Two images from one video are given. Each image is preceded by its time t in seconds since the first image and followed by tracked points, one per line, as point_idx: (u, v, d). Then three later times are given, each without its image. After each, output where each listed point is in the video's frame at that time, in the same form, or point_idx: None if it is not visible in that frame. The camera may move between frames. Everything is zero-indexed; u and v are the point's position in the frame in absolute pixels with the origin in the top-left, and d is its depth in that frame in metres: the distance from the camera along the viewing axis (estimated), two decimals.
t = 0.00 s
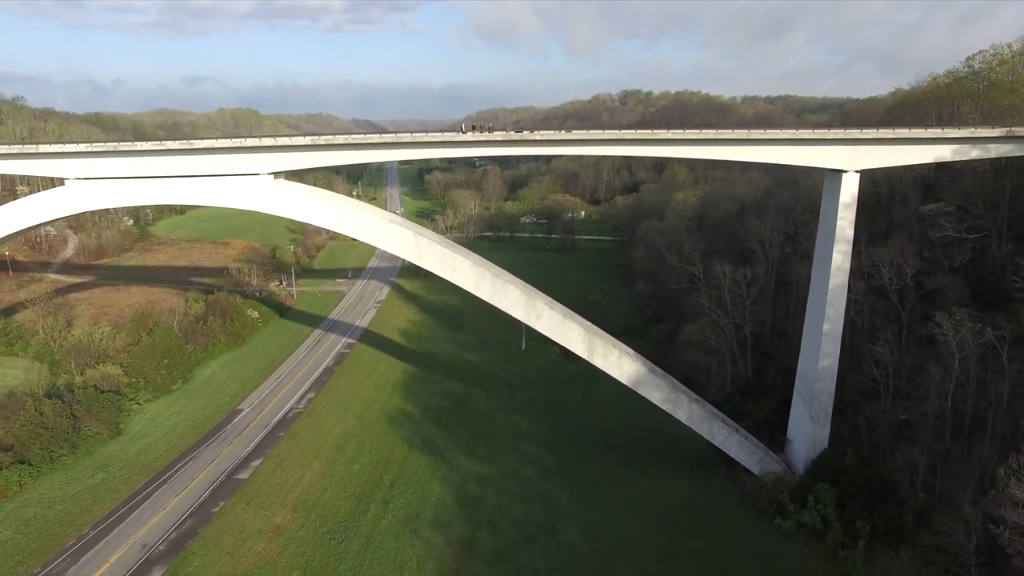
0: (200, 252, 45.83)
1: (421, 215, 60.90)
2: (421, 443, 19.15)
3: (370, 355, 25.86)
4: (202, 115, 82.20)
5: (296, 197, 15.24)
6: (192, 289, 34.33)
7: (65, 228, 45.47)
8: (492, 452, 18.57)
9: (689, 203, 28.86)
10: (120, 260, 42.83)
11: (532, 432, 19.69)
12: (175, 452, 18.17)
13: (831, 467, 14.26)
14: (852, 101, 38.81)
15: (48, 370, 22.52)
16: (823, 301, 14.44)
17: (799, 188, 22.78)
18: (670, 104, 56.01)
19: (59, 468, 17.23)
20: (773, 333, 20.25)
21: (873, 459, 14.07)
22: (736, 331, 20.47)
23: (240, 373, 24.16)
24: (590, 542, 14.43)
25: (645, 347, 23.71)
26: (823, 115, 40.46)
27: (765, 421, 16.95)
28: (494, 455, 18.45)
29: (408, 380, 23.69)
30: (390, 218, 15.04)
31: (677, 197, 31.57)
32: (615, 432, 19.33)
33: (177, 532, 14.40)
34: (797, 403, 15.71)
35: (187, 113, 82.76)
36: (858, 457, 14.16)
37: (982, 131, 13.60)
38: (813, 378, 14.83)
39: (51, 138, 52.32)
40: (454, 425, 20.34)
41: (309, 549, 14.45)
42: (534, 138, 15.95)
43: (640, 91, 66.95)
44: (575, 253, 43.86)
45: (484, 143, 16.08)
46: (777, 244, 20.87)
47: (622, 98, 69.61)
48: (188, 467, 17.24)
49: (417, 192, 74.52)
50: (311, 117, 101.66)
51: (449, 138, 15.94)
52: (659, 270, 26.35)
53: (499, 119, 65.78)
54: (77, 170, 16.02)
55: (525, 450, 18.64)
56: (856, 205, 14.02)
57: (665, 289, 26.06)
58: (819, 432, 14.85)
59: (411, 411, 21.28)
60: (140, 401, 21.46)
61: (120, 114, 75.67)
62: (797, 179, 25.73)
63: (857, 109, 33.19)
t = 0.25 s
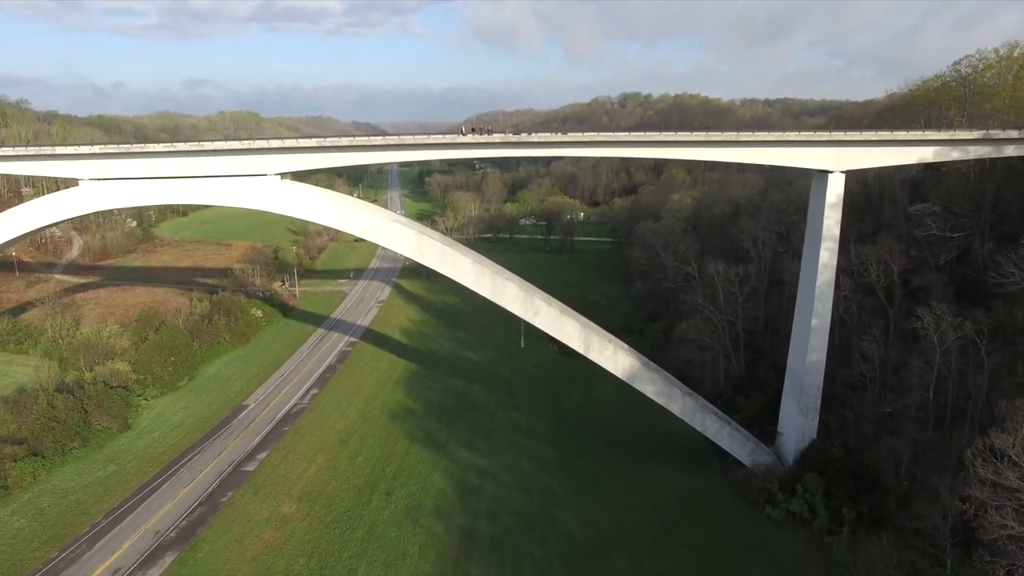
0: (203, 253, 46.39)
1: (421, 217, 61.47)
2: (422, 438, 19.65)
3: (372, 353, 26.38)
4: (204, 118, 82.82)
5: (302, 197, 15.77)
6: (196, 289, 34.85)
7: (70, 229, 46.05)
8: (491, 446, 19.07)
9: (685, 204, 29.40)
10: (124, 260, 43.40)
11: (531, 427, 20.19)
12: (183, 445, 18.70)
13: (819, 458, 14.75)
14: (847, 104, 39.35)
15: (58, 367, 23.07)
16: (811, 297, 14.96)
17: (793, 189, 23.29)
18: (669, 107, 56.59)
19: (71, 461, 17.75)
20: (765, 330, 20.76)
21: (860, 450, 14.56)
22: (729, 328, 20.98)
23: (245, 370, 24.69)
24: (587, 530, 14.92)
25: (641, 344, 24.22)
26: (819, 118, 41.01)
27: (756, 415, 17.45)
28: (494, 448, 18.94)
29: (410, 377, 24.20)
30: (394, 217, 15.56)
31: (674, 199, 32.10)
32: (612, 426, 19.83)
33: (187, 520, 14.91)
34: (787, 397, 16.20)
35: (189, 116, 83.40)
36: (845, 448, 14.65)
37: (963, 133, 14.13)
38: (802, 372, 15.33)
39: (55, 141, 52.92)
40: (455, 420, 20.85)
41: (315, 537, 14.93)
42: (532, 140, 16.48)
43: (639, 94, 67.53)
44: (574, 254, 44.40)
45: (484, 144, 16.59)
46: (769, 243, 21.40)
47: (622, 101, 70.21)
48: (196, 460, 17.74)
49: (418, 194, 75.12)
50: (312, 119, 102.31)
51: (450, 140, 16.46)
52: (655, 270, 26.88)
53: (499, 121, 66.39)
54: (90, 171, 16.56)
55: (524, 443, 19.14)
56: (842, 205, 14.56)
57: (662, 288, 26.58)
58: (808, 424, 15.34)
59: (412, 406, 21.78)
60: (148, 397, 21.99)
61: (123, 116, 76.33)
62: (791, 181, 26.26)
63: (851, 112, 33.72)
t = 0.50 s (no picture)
0: (206, 253, 46.90)
1: (421, 218, 62.00)
2: (423, 431, 20.16)
3: (373, 350, 26.90)
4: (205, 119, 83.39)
5: (307, 196, 16.30)
6: (200, 288, 35.36)
7: (74, 230, 46.57)
8: (491, 439, 19.59)
9: (681, 204, 29.94)
10: (128, 260, 43.93)
11: (529, 421, 20.71)
12: (191, 438, 19.24)
13: (807, 448, 15.27)
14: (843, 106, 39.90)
15: (67, 363, 23.61)
16: (800, 293, 15.48)
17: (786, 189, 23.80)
18: (667, 109, 57.12)
19: (83, 453, 18.32)
20: (758, 326, 21.28)
21: (846, 439, 15.09)
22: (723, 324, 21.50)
23: (250, 367, 25.22)
24: (583, 518, 15.43)
25: (638, 341, 24.74)
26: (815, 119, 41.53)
27: (748, 407, 17.97)
28: (493, 441, 19.46)
29: (411, 373, 24.72)
30: (396, 215, 16.08)
31: (671, 199, 32.64)
32: (608, 420, 20.35)
33: (197, 508, 15.45)
34: (777, 389, 16.72)
35: (191, 118, 83.97)
36: (832, 438, 15.17)
37: (945, 134, 14.66)
38: (791, 365, 15.85)
39: (59, 142, 53.45)
40: (455, 414, 21.36)
41: (320, 525, 15.44)
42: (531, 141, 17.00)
43: (638, 96, 68.08)
44: (572, 254, 44.92)
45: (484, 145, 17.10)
46: (762, 241, 21.94)
47: (620, 103, 70.77)
48: (204, 452, 18.29)
49: (418, 195, 75.70)
50: (313, 121, 102.89)
51: (450, 141, 16.98)
52: (652, 268, 27.41)
53: (499, 123, 66.98)
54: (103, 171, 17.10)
55: (522, 436, 19.65)
56: (829, 203, 15.08)
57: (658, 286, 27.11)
58: (797, 416, 15.86)
59: (413, 401, 22.29)
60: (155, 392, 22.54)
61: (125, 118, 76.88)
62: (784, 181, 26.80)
63: (846, 114, 34.25)
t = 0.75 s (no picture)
0: (209, 253, 47.47)
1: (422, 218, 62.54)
2: (425, 423, 20.68)
3: (375, 346, 27.42)
4: (207, 120, 83.98)
5: (312, 194, 16.81)
6: (204, 286, 35.92)
7: (79, 230, 47.17)
8: (491, 431, 20.11)
9: (678, 203, 30.45)
10: (133, 259, 44.50)
11: (528, 414, 21.23)
12: (198, 430, 19.79)
13: (796, 438, 15.79)
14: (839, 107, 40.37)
15: (76, 358, 24.18)
16: (789, 288, 15.99)
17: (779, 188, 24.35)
18: (666, 110, 57.64)
19: (93, 444, 19.01)
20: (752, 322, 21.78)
21: (834, 430, 15.62)
22: (717, 320, 22.04)
23: (254, 363, 25.76)
24: (580, 505, 15.96)
25: (635, 337, 25.25)
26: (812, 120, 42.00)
27: (741, 400, 18.48)
28: (493, 433, 19.98)
29: (412, 368, 25.23)
30: (399, 213, 16.60)
31: (668, 198, 33.15)
32: (605, 413, 20.88)
33: (206, 495, 16.02)
34: (768, 382, 17.23)
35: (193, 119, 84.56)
36: (821, 429, 15.69)
37: (928, 134, 15.18)
38: (782, 358, 16.37)
39: (63, 143, 54.03)
40: (456, 407, 21.88)
41: (325, 512, 15.96)
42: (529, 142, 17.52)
43: (638, 97, 68.55)
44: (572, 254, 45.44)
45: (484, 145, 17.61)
46: (756, 239, 22.45)
47: (620, 103, 71.25)
48: (212, 443, 18.84)
49: (418, 195, 76.25)
50: (314, 121, 103.44)
51: (451, 141, 17.47)
52: (649, 267, 27.92)
53: (499, 124, 67.51)
54: (115, 171, 17.66)
55: (522, 429, 20.17)
56: (817, 202, 15.59)
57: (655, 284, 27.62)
58: (787, 407, 16.38)
59: (415, 395, 22.81)
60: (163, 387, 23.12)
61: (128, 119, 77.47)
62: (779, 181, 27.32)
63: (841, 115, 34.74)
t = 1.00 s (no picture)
0: (212, 252, 47.99)
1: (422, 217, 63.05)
2: (426, 416, 21.19)
3: (377, 342, 27.94)
4: (209, 121, 84.47)
5: (317, 192, 17.34)
6: (208, 284, 36.46)
7: (83, 229, 47.72)
8: (491, 423, 20.63)
9: (675, 202, 30.97)
10: (137, 258, 45.04)
11: (527, 407, 21.75)
12: (206, 422, 20.32)
13: (787, 428, 16.30)
14: (836, 107, 40.84)
15: (85, 353, 24.73)
16: (780, 282, 16.51)
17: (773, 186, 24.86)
18: (664, 110, 58.14)
19: (103, 436, 19.56)
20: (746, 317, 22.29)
21: (822, 419, 16.16)
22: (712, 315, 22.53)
23: (259, 358, 26.29)
24: (577, 493, 16.48)
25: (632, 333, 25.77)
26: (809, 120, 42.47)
27: (734, 392, 18.99)
28: (493, 425, 20.50)
29: (414, 363, 25.75)
30: (401, 210, 17.14)
31: (665, 197, 33.65)
32: (602, 406, 21.39)
33: (215, 483, 16.59)
34: (760, 374, 17.73)
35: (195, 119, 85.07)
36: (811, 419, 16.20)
37: (913, 134, 15.71)
38: (773, 351, 16.88)
39: (67, 143, 54.53)
40: (457, 400, 22.39)
41: (330, 500, 16.48)
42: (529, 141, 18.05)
43: (637, 97, 69.01)
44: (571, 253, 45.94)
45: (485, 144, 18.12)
46: (750, 236, 23.00)
47: (620, 104, 71.70)
48: (219, 434, 19.39)
49: (419, 195, 76.76)
50: (314, 122, 103.96)
51: (453, 141, 17.98)
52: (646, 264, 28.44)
53: (499, 123, 68.01)
54: (125, 170, 18.21)
55: (521, 421, 20.69)
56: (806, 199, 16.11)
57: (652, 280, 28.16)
58: (778, 398, 16.89)
59: (416, 389, 23.34)
60: (170, 381, 23.67)
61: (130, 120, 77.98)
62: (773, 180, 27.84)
63: (836, 114, 35.22)
